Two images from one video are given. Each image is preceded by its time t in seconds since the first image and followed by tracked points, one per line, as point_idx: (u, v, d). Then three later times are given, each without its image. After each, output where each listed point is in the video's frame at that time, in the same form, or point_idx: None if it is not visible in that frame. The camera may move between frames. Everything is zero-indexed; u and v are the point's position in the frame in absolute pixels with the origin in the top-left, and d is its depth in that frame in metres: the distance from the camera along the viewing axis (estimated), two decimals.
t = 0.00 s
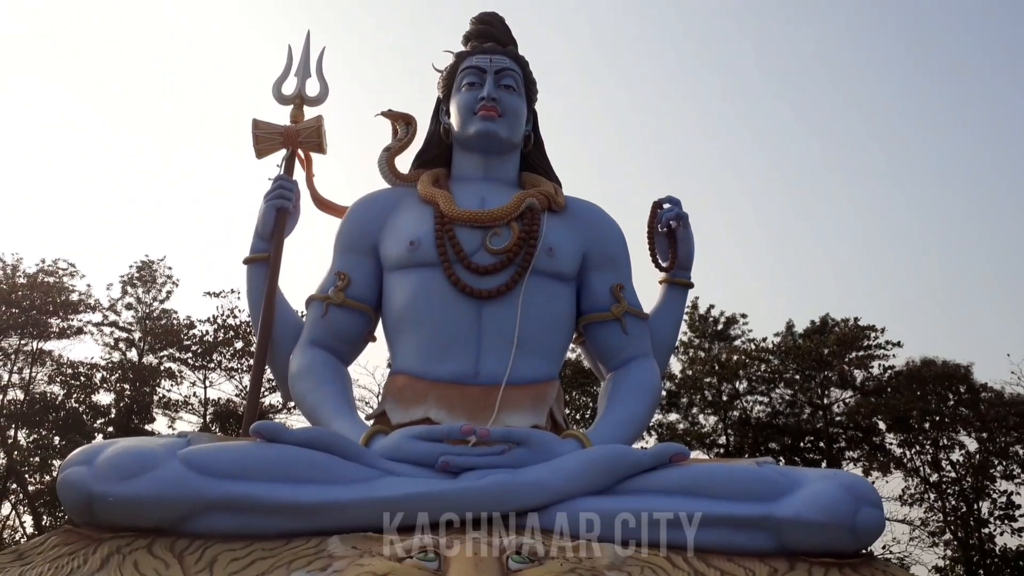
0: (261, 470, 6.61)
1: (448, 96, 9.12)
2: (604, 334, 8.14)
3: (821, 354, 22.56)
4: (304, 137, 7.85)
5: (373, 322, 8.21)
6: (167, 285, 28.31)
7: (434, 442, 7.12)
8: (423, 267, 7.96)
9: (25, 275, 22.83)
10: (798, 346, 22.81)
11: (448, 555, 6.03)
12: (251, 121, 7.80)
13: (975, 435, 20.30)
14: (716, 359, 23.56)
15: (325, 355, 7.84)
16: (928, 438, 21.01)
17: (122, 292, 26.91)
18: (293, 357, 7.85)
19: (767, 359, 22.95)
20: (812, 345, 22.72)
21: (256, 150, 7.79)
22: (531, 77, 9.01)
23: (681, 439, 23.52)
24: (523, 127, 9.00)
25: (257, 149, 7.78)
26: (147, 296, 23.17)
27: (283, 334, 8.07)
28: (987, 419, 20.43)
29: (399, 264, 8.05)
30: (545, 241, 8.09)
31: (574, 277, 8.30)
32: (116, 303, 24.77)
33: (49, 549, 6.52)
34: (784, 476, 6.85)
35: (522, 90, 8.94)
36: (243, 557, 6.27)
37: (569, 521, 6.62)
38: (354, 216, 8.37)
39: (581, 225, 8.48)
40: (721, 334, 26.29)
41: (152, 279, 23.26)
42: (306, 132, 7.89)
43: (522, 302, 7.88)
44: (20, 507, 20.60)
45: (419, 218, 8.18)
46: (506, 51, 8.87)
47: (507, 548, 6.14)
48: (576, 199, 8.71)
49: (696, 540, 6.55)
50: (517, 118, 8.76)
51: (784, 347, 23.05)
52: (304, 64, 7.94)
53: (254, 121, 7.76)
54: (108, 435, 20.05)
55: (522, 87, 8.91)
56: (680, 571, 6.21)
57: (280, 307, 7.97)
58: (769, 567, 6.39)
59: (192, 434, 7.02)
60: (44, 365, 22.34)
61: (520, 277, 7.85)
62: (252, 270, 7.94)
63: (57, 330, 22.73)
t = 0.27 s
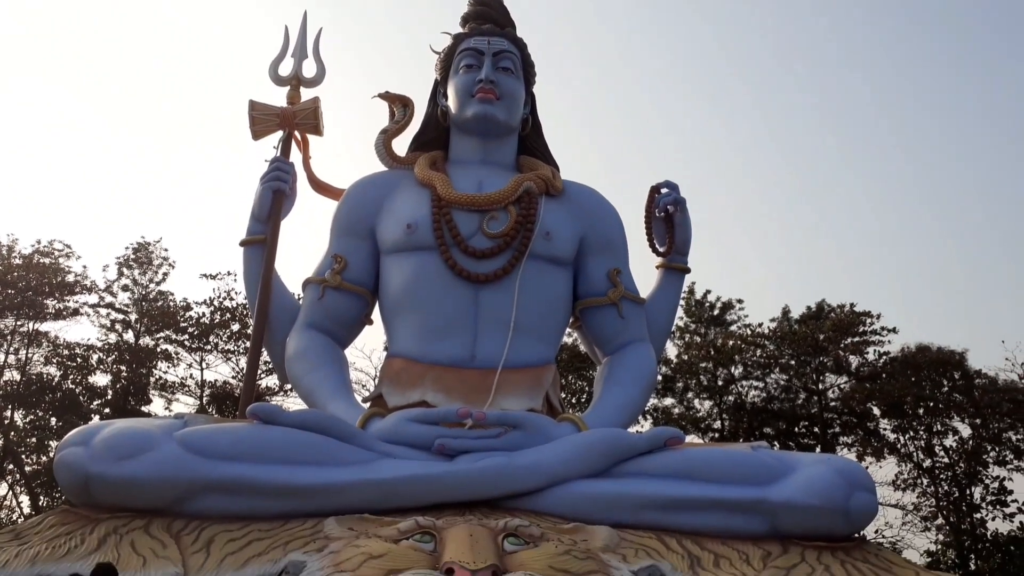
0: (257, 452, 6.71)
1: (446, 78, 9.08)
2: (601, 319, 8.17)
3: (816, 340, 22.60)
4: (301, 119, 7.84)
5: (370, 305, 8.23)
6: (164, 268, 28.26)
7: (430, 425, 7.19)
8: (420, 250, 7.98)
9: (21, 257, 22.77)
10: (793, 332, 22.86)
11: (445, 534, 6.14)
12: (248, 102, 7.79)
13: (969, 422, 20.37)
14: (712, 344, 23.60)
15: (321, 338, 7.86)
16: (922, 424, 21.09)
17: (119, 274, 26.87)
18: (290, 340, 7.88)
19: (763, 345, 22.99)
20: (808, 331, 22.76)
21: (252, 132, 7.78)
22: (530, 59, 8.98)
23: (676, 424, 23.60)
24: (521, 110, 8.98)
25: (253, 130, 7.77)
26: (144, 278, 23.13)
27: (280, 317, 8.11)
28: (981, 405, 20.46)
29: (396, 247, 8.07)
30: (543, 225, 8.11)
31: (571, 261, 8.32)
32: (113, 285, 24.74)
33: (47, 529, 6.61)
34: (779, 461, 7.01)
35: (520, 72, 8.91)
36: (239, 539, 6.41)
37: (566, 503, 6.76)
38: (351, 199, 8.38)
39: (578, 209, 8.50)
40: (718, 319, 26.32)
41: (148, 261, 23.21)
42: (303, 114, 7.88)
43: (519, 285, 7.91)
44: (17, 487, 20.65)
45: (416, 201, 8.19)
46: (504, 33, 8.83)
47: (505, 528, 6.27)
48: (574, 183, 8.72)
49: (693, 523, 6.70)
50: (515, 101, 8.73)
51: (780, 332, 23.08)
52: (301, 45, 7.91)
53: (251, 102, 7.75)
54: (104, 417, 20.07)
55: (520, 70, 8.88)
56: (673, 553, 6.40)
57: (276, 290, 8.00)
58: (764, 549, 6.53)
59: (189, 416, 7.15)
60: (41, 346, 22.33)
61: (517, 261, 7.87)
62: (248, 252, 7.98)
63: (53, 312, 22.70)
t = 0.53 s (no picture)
0: (253, 439, 7.06)
1: (443, 62, 9.04)
2: (599, 306, 8.45)
3: (813, 325, 22.60)
4: (298, 103, 7.83)
5: (368, 288, 8.48)
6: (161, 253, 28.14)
7: (429, 410, 7.48)
8: (418, 235, 8.20)
9: (16, 242, 22.62)
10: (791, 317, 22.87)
11: (443, 519, 6.47)
12: (244, 87, 7.77)
13: (964, 407, 20.47)
14: (708, 329, 23.62)
15: (318, 323, 8.17)
16: (917, 408, 21.19)
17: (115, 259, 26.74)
18: (288, 325, 8.17)
19: (761, 330, 23.02)
20: (805, 316, 22.76)
21: (249, 117, 7.79)
22: (527, 43, 8.94)
23: (672, 408, 23.69)
24: (519, 94, 8.96)
25: (250, 115, 7.76)
26: (140, 263, 23.01)
27: (276, 303, 8.36)
28: (976, 389, 20.36)
29: (395, 233, 8.27)
30: (540, 211, 8.30)
31: (569, 246, 8.56)
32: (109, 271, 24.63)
33: (45, 515, 6.99)
34: (774, 444, 7.41)
35: (518, 55, 8.87)
36: (237, 523, 6.82)
37: (565, 487, 7.11)
38: (349, 184, 8.54)
39: (577, 195, 8.69)
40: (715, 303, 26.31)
41: (144, 246, 23.06)
42: (300, 98, 7.87)
43: (517, 270, 8.16)
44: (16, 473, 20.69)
45: (414, 186, 8.34)
46: (502, 16, 8.78)
47: (501, 512, 6.58)
48: (572, 168, 8.85)
49: (685, 507, 7.14)
50: (513, 85, 8.72)
51: (777, 317, 23.08)
52: (297, 28, 7.87)
53: (247, 87, 7.73)
54: (103, 402, 20.11)
55: (518, 53, 8.85)
56: (670, 537, 6.82)
57: (273, 276, 8.24)
58: (762, 534, 6.99)
59: (187, 400, 7.47)
60: (38, 331, 22.32)
61: (515, 246, 8.10)
62: (245, 238, 8.19)
63: (49, 297, 22.60)
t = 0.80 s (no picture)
0: (250, 424, 7.10)
1: (439, 47, 9.02)
2: (597, 292, 8.50)
3: (811, 311, 22.61)
4: (294, 90, 7.83)
5: (365, 276, 8.50)
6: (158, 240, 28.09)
7: (426, 396, 7.51)
8: (415, 222, 8.21)
9: (12, 230, 22.57)
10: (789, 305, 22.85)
11: (441, 504, 6.51)
12: (240, 74, 7.77)
13: (960, 392, 20.51)
14: (706, 315, 23.64)
15: (316, 310, 8.21)
16: (914, 394, 21.24)
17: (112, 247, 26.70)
18: (285, 312, 8.21)
19: (758, 317, 23.02)
20: (802, 301, 22.77)
21: (245, 103, 7.78)
22: (524, 28, 8.92)
23: (670, 394, 23.73)
24: (516, 79, 8.95)
25: (246, 102, 7.76)
26: (137, 251, 22.98)
27: (273, 289, 8.40)
28: (973, 374, 20.45)
29: (391, 220, 8.28)
30: (537, 198, 8.31)
31: (567, 233, 8.57)
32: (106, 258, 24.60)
33: (44, 502, 7.01)
34: (770, 428, 7.46)
35: (514, 41, 8.85)
36: (236, 509, 6.86)
37: (563, 473, 7.15)
38: (345, 171, 8.53)
39: (574, 180, 8.68)
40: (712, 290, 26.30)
41: (141, 234, 23.01)
42: (295, 85, 7.87)
43: (514, 257, 8.18)
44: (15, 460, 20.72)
45: (410, 173, 8.33)
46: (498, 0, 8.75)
47: (499, 498, 6.62)
48: (569, 154, 8.85)
49: (683, 491, 7.17)
50: (510, 70, 8.71)
51: (774, 304, 23.07)
52: (292, 14, 7.85)
53: (243, 74, 7.72)
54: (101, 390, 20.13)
55: (515, 38, 8.83)
56: (666, 521, 6.86)
57: (270, 262, 8.28)
58: (759, 517, 7.03)
59: (184, 386, 7.50)
60: (35, 319, 22.28)
61: (512, 233, 8.11)
62: (242, 225, 8.23)
63: (46, 285, 22.58)
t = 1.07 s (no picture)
0: (250, 414, 7.12)
1: (438, 36, 8.99)
2: (596, 283, 8.51)
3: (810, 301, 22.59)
4: (292, 80, 7.83)
5: (365, 266, 8.51)
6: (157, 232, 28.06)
7: (426, 386, 7.52)
8: (414, 212, 8.21)
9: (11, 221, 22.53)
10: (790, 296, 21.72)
11: (441, 493, 6.53)
12: (238, 64, 7.76)
13: (960, 381, 20.48)
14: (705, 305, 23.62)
15: (315, 300, 8.22)
16: (913, 383, 21.23)
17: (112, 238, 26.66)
18: (285, 303, 8.23)
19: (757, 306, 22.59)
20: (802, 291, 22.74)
21: (243, 93, 7.77)
22: (523, 17, 8.89)
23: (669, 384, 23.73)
24: (515, 69, 8.94)
25: (245, 92, 7.76)
26: (137, 242, 22.94)
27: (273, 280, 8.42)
28: (971, 363, 20.19)
29: (391, 210, 8.28)
30: (537, 187, 8.31)
31: (567, 223, 8.57)
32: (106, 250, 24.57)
33: (45, 492, 7.03)
34: (770, 418, 7.48)
35: (514, 30, 8.83)
36: (236, 499, 6.88)
37: (563, 462, 7.18)
38: (344, 161, 8.51)
39: (574, 169, 8.67)
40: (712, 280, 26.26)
41: (141, 225, 22.96)
42: (294, 75, 7.86)
43: (514, 247, 8.18)
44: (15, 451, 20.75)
45: (409, 163, 8.32)
46: None
47: (499, 487, 6.64)
48: (569, 144, 8.84)
49: (683, 481, 7.19)
50: (509, 60, 8.70)
51: (779, 296, 21.96)
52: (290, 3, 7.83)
53: (241, 64, 7.72)
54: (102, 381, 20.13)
55: (514, 28, 8.81)
56: (666, 510, 6.88)
57: (269, 253, 8.29)
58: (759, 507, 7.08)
59: (184, 377, 7.51)
60: (35, 310, 22.27)
61: (512, 223, 8.11)
62: (241, 215, 8.26)
63: (46, 276, 22.57)
